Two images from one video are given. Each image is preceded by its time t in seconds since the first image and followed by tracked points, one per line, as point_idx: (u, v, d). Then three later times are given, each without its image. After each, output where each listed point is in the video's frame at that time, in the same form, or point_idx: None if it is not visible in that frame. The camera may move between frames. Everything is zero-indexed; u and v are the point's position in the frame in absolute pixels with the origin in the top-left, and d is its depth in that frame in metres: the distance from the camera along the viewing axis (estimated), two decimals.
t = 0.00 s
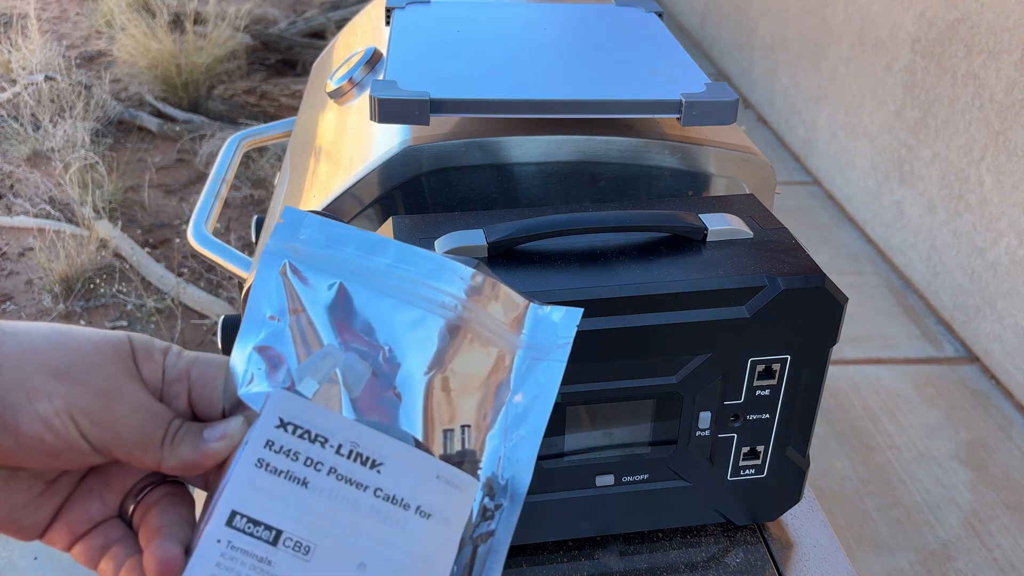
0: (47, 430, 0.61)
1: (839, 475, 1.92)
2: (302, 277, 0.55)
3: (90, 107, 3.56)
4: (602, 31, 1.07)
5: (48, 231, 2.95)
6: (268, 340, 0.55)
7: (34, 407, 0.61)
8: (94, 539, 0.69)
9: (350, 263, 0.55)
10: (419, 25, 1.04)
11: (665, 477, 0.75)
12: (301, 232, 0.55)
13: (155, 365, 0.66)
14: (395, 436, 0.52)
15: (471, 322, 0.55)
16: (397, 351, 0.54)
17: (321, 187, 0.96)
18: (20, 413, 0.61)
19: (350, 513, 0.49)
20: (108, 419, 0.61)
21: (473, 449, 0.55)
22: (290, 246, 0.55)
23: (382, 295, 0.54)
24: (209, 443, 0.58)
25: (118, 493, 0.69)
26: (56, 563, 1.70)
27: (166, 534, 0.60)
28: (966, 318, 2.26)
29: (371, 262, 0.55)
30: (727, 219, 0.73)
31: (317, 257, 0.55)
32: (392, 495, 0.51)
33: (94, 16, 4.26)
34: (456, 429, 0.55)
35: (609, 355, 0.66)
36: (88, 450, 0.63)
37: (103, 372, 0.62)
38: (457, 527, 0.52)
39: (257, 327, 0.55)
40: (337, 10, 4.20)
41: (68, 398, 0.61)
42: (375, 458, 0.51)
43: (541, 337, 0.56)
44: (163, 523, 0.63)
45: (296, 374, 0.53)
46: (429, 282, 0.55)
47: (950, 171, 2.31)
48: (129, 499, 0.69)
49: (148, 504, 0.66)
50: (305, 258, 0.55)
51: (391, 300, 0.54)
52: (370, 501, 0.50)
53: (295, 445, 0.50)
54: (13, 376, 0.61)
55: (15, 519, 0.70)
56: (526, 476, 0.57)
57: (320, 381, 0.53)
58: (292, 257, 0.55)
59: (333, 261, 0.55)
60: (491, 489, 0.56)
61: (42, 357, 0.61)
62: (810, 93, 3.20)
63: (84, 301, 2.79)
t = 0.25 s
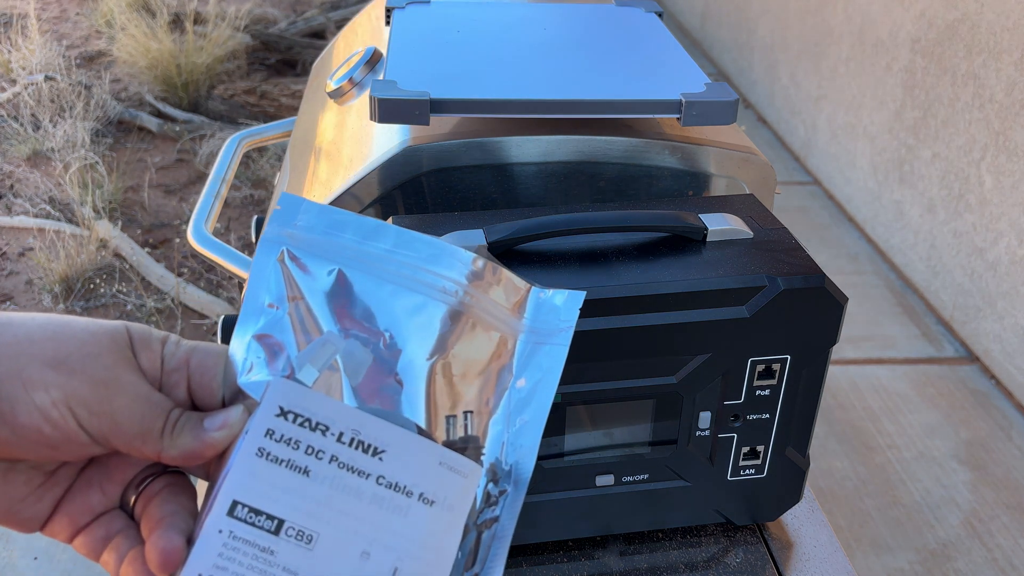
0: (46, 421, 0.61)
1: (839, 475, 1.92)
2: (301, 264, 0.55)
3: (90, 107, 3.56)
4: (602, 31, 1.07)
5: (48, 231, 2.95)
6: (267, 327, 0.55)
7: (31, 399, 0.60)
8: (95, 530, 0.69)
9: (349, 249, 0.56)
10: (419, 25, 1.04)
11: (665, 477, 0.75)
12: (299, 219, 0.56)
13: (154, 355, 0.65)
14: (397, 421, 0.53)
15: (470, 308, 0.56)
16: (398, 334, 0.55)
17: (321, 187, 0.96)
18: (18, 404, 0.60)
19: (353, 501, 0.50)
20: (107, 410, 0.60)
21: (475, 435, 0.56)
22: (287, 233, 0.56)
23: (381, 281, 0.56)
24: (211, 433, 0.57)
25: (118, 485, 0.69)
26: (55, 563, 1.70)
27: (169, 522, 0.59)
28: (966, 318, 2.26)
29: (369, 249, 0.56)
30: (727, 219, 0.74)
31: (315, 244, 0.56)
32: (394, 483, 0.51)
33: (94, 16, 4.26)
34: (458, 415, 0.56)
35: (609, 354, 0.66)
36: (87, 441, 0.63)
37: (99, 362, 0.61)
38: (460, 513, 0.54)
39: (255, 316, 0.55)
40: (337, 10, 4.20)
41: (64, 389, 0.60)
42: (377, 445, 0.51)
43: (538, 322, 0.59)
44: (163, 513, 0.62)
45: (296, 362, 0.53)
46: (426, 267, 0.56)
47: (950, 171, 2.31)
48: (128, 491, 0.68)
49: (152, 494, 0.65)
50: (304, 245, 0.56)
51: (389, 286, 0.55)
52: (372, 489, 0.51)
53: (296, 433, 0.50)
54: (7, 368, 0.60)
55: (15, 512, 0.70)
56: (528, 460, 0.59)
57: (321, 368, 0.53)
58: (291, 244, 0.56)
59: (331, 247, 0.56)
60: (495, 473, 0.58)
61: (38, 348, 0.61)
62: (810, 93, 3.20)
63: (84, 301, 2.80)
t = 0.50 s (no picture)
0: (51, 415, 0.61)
1: (839, 475, 1.92)
2: (303, 257, 0.56)
3: (90, 107, 3.56)
4: (602, 30, 1.07)
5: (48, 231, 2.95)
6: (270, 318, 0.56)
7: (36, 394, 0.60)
8: (104, 524, 0.68)
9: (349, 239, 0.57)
10: (419, 24, 1.04)
11: (666, 477, 0.75)
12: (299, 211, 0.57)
13: (157, 349, 0.65)
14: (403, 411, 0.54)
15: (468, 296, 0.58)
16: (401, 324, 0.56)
17: (321, 187, 0.96)
18: (23, 401, 0.60)
19: (362, 490, 0.51)
20: (113, 404, 0.60)
21: (479, 422, 0.58)
22: (286, 225, 0.57)
23: (381, 270, 0.57)
24: (217, 425, 0.57)
25: (126, 480, 0.69)
26: (55, 563, 1.69)
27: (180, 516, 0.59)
28: (966, 319, 2.26)
29: (368, 239, 0.58)
30: (727, 219, 0.74)
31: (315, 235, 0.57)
32: (402, 472, 0.52)
33: (94, 16, 4.26)
34: (461, 403, 0.57)
35: (609, 354, 0.66)
36: (93, 438, 0.63)
37: (105, 358, 0.61)
38: (468, 500, 0.55)
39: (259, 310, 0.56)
40: (337, 10, 4.20)
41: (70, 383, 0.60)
42: (384, 435, 0.52)
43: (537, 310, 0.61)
44: (175, 507, 0.62)
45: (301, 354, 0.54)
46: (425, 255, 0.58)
47: (950, 171, 2.31)
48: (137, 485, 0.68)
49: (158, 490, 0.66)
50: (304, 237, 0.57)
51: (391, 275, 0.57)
52: (382, 479, 0.52)
53: (305, 426, 0.51)
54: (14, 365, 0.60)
55: (19, 510, 0.69)
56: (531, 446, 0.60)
57: (327, 361, 0.54)
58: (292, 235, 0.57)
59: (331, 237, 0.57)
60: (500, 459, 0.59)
61: (43, 345, 0.61)
62: (810, 93, 3.20)
63: (84, 301, 2.79)
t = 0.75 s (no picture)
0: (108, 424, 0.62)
1: (839, 475, 1.92)
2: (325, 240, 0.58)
3: (90, 107, 3.56)
4: (603, 30, 1.07)
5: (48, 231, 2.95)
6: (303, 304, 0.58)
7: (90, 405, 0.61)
8: (162, 515, 0.70)
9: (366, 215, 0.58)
10: (419, 25, 1.04)
11: (665, 477, 0.75)
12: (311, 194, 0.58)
13: (195, 346, 0.64)
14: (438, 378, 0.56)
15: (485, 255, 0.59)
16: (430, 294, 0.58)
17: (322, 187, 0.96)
18: (82, 412, 0.61)
19: (418, 465, 0.54)
20: (167, 407, 0.61)
21: (519, 378, 0.59)
22: (303, 209, 0.58)
23: (403, 240, 0.58)
24: (267, 417, 0.57)
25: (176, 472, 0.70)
26: (55, 564, 1.70)
27: (245, 510, 0.60)
28: (966, 319, 2.26)
29: (384, 212, 0.59)
30: (727, 219, 0.74)
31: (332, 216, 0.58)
32: (454, 441, 0.55)
33: (94, 16, 4.27)
34: (499, 360, 0.58)
35: (608, 354, 0.66)
36: (149, 439, 0.64)
37: (151, 359, 0.62)
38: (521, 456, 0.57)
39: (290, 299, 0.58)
40: (337, 10, 4.20)
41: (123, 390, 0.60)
42: (433, 409, 0.55)
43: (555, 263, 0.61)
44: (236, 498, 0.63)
45: (338, 337, 0.57)
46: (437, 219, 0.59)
47: (950, 171, 2.31)
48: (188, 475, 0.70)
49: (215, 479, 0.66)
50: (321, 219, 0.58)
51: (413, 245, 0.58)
52: (435, 450, 0.55)
53: (354, 411, 0.54)
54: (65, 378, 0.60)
55: (76, 509, 0.71)
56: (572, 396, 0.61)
57: (366, 345, 0.56)
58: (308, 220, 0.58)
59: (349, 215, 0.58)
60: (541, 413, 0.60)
61: (88, 353, 0.61)
62: (810, 93, 3.20)
63: (84, 301, 2.80)
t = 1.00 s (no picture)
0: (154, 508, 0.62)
1: (839, 476, 1.92)
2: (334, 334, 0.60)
3: (90, 107, 3.56)
4: (603, 31, 1.06)
5: (48, 231, 2.95)
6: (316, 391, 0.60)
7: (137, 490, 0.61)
8: None
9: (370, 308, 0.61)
10: (419, 25, 1.04)
11: (665, 477, 0.75)
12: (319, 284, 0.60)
13: (222, 431, 0.67)
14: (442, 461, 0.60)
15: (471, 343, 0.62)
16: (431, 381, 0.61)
17: (322, 188, 0.96)
18: (129, 498, 0.61)
19: (431, 538, 0.58)
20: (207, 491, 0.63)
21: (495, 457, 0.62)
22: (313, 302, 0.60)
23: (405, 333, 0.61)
24: (289, 500, 0.59)
25: (196, 553, 0.73)
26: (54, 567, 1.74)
27: None
28: (966, 318, 2.26)
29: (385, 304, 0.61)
30: (727, 219, 0.74)
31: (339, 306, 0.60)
32: (458, 514, 0.59)
33: (94, 16, 4.26)
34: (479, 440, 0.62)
35: (608, 354, 0.66)
36: (184, 524, 0.64)
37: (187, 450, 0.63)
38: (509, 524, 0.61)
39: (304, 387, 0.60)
40: (337, 10, 4.20)
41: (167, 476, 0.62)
42: (439, 486, 0.59)
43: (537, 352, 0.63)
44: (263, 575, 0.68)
45: (352, 424, 0.60)
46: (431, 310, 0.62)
47: (950, 171, 2.31)
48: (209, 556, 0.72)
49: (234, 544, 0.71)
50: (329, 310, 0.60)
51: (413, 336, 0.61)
52: (447, 523, 0.59)
53: (377, 492, 0.58)
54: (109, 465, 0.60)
55: None
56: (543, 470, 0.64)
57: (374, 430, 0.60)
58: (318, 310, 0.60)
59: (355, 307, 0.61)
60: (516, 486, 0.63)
61: (129, 441, 0.61)
62: (810, 93, 3.20)
63: (84, 301, 2.80)
